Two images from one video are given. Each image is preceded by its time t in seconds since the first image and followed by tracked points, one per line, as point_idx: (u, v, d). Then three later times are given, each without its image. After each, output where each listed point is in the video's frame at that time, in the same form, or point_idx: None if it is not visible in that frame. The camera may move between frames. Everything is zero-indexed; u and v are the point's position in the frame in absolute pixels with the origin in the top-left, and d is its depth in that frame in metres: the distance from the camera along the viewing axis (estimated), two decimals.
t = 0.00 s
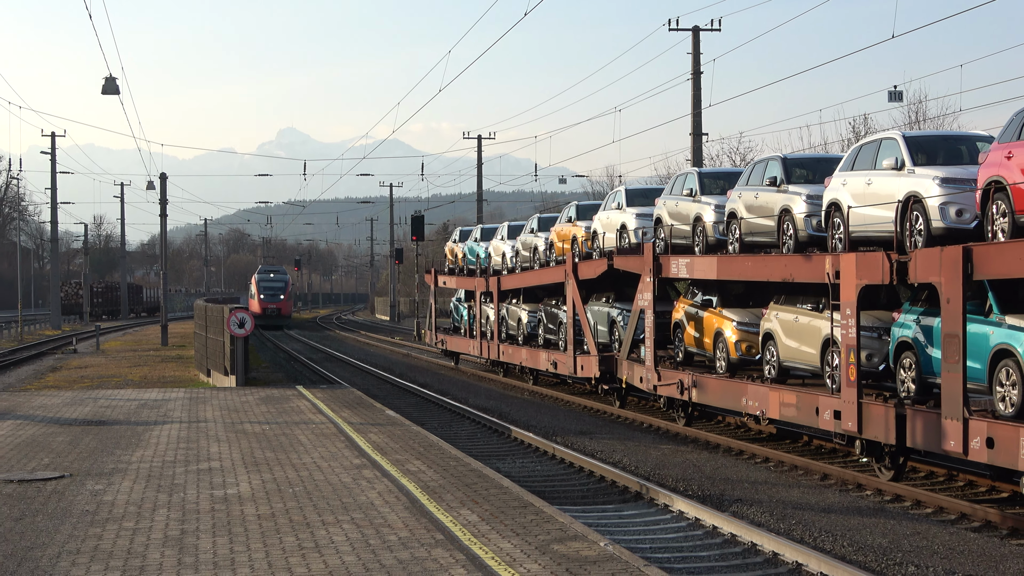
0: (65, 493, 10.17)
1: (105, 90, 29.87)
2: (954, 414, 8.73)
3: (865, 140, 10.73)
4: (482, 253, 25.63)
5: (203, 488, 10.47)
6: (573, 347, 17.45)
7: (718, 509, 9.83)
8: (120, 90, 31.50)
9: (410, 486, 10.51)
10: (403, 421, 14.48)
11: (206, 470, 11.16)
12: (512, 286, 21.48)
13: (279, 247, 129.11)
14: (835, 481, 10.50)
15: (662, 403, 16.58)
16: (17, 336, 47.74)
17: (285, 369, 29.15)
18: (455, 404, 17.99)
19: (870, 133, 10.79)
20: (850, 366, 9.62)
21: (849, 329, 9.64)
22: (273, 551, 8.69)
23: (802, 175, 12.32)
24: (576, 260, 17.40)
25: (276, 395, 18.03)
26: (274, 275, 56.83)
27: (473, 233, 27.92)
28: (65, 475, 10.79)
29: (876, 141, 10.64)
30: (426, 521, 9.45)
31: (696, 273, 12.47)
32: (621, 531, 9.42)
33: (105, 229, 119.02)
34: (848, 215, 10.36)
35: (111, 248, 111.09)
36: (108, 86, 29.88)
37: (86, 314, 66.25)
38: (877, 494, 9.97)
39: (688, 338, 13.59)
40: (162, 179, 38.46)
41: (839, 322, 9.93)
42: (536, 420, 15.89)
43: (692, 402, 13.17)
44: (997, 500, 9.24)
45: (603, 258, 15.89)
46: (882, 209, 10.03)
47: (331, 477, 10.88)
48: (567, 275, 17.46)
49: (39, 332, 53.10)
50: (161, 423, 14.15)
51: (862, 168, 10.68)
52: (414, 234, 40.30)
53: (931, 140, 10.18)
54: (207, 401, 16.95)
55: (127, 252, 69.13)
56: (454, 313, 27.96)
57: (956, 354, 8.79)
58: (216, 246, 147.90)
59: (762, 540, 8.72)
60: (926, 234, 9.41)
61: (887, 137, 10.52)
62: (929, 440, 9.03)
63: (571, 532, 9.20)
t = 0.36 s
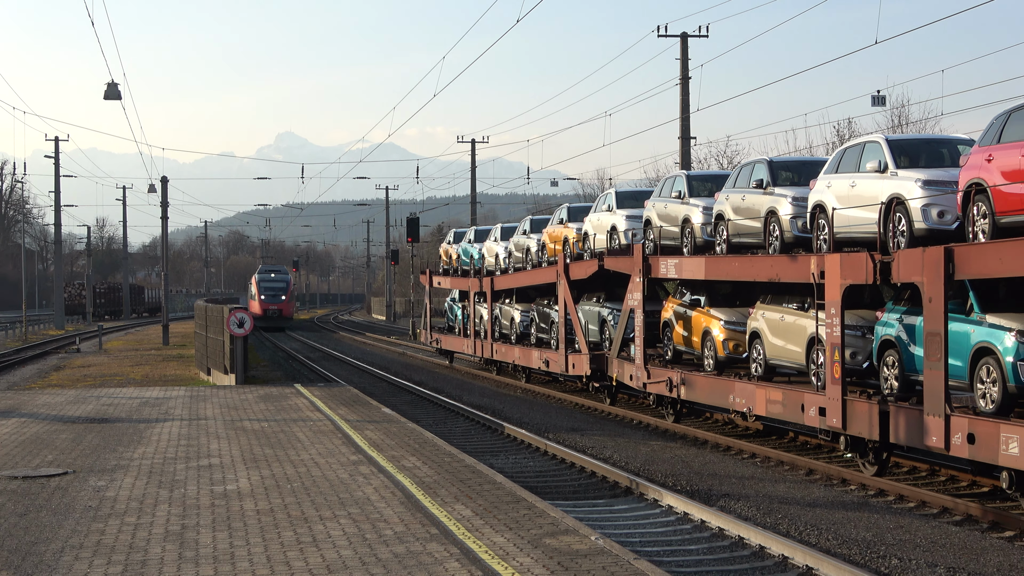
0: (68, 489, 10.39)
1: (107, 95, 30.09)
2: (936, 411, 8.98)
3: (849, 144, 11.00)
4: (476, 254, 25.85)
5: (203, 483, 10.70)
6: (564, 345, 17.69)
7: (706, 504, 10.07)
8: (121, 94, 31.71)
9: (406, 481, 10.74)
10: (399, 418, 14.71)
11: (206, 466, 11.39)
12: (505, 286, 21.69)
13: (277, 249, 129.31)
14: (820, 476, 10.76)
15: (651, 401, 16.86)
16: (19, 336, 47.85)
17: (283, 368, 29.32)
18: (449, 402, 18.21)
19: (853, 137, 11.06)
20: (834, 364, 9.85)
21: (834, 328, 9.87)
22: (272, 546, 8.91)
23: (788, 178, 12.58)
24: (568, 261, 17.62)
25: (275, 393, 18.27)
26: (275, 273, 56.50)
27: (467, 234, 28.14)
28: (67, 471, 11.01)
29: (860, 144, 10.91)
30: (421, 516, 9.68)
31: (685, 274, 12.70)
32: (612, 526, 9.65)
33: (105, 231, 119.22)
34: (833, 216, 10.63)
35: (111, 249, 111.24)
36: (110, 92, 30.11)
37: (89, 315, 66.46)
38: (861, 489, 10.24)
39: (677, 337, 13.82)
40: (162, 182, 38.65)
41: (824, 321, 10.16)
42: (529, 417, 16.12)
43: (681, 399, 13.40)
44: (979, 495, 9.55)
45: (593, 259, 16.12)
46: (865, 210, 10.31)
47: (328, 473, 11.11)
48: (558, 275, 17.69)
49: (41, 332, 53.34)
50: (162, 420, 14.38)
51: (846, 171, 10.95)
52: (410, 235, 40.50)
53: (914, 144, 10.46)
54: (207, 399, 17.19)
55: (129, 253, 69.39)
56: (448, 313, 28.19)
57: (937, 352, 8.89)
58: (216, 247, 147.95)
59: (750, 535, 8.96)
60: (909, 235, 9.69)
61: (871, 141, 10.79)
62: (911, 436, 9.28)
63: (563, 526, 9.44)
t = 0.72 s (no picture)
0: (71, 484, 10.63)
1: (108, 99, 30.35)
2: (917, 408, 9.27)
3: (832, 149, 11.31)
4: (469, 255, 26.11)
5: (203, 479, 10.94)
6: (555, 345, 17.96)
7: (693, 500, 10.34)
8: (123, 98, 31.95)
9: (400, 477, 10.98)
10: (394, 415, 14.95)
11: (205, 462, 11.63)
12: (498, 287, 21.92)
13: (275, 250, 129.42)
14: (804, 472, 11.06)
15: (639, 398, 17.16)
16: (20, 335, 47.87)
17: (281, 366, 29.53)
18: (443, 400, 18.45)
19: (837, 142, 11.38)
20: (818, 363, 10.12)
21: (818, 328, 10.13)
22: (270, 539, 9.16)
23: (773, 182, 12.87)
24: (558, 262, 17.87)
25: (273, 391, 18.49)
26: (275, 272, 55.81)
27: (461, 234, 28.34)
28: (70, 467, 11.25)
29: (842, 149, 11.21)
30: (415, 511, 9.93)
31: (672, 275, 12.96)
32: (601, 521, 9.91)
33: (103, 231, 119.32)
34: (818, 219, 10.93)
35: (111, 250, 111.30)
36: (112, 96, 30.37)
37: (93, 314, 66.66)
38: (844, 485, 10.55)
39: (665, 336, 14.07)
40: (163, 183, 38.80)
41: (808, 322, 10.42)
42: (521, 414, 16.37)
43: (669, 397, 13.67)
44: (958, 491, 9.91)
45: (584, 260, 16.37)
46: (848, 214, 10.63)
47: (324, 469, 11.35)
48: (549, 276, 17.94)
49: (39, 330, 53.45)
50: (162, 417, 14.61)
51: (830, 176, 11.27)
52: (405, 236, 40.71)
53: (896, 149, 10.80)
54: (206, 396, 17.42)
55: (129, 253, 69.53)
56: (442, 312, 28.44)
57: (919, 352, 9.10)
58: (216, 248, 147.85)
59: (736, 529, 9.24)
60: (891, 238, 10.05)
61: (854, 146, 11.11)
62: (893, 433, 9.57)
63: (553, 521, 9.70)
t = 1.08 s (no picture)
0: (75, 480, 10.87)
1: (112, 104, 30.65)
2: (900, 406, 9.58)
3: (818, 153, 11.72)
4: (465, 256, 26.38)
5: (204, 474, 11.19)
6: (547, 343, 18.22)
7: (683, 494, 10.63)
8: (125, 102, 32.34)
9: (396, 473, 11.24)
10: (391, 412, 15.21)
11: (206, 458, 11.87)
12: (492, 288, 22.19)
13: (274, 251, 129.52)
14: (790, 467, 11.37)
15: (629, 396, 17.48)
16: (24, 335, 47.94)
17: (281, 365, 29.71)
18: (439, 397, 18.70)
19: (822, 146, 11.73)
20: (804, 361, 10.39)
21: (803, 327, 10.40)
22: (270, 533, 9.41)
23: (760, 184, 13.17)
24: (551, 262, 18.13)
25: (273, 388, 18.74)
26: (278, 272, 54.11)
27: (457, 236, 28.61)
28: (74, 463, 11.49)
29: (829, 153, 11.56)
30: (411, 506, 10.18)
31: (662, 275, 13.22)
32: (593, 515, 10.18)
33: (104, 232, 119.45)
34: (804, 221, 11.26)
35: (111, 251, 111.37)
36: (116, 101, 30.66)
37: (95, 314, 66.65)
38: (830, 480, 10.87)
39: (654, 335, 14.36)
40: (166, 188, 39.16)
41: (794, 321, 10.68)
42: (515, 412, 16.63)
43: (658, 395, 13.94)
44: (939, 486, 10.27)
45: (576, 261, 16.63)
46: (834, 216, 11.00)
47: (323, 465, 11.60)
48: (542, 276, 18.20)
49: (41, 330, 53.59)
50: (164, 414, 14.85)
51: (816, 178, 11.60)
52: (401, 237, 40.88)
53: (880, 153, 11.15)
54: (207, 394, 17.66)
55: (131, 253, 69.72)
56: (437, 312, 28.69)
57: (902, 350, 9.42)
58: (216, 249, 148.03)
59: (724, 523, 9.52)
60: (874, 239, 10.40)
61: (839, 150, 11.46)
62: (876, 429, 9.87)
63: (546, 515, 9.96)
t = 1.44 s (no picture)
0: (79, 476, 11.12)
1: (115, 110, 30.97)
2: (883, 404, 9.90)
3: (803, 158, 12.04)
4: (460, 257, 26.68)
5: (205, 470, 11.45)
6: (540, 343, 18.50)
7: (671, 490, 10.94)
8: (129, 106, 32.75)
9: (392, 469, 11.49)
10: (388, 410, 15.48)
11: (207, 455, 12.12)
12: (486, 288, 22.45)
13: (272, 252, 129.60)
14: (776, 464, 11.70)
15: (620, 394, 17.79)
16: (27, 335, 48.05)
17: (280, 364, 29.92)
18: (434, 395, 18.96)
19: (807, 150, 12.08)
20: (789, 361, 10.69)
21: (789, 327, 10.69)
22: (269, 529, 9.67)
23: (747, 189, 13.49)
24: (543, 263, 18.39)
25: (272, 387, 19.00)
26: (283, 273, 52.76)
27: (452, 238, 28.92)
28: (78, 460, 11.75)
29: (814, 157, 11.91)
30: (407, 501, 10.44)
31: (651, 277, 13.50)
32: (584, 510, 10.47)
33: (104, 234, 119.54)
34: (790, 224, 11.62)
35: (111, 253, 111.50)
36: (119, 106, 30.95)
37: (98, 315, 66.69)
38: (814, 476, 11.19)
39: (644, 335, 14.63)
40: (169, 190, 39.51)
41: (780, 322, 10.97)
42: (509, 409, 16.89)
43: (647, 393, 14.23)
44: (921, 482, 10.60)
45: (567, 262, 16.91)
46: (819, 219, 11.44)
47: (320, 461, 11.86)
48: (534, 277, 18.48)
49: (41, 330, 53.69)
50: (166, 412, 15.09)
51: (801, 183, 11.96)
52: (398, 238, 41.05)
53: (864, 158, 11.52)
54: (209, 392, 17.91)
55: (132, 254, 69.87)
56: (433, 312, 28.96)
57: (885, 350, 9.77)
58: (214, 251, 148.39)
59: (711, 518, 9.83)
60: (858, 242, 10.81)
61: (824, 155, 11.83)
62: (860, 426, 10.19)
63: (538, 511, 10.24)
